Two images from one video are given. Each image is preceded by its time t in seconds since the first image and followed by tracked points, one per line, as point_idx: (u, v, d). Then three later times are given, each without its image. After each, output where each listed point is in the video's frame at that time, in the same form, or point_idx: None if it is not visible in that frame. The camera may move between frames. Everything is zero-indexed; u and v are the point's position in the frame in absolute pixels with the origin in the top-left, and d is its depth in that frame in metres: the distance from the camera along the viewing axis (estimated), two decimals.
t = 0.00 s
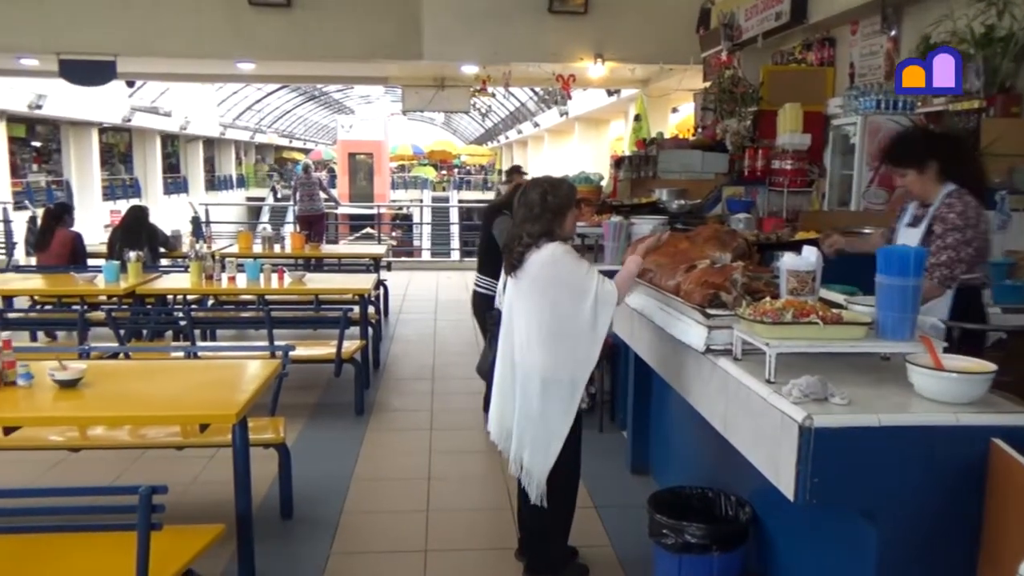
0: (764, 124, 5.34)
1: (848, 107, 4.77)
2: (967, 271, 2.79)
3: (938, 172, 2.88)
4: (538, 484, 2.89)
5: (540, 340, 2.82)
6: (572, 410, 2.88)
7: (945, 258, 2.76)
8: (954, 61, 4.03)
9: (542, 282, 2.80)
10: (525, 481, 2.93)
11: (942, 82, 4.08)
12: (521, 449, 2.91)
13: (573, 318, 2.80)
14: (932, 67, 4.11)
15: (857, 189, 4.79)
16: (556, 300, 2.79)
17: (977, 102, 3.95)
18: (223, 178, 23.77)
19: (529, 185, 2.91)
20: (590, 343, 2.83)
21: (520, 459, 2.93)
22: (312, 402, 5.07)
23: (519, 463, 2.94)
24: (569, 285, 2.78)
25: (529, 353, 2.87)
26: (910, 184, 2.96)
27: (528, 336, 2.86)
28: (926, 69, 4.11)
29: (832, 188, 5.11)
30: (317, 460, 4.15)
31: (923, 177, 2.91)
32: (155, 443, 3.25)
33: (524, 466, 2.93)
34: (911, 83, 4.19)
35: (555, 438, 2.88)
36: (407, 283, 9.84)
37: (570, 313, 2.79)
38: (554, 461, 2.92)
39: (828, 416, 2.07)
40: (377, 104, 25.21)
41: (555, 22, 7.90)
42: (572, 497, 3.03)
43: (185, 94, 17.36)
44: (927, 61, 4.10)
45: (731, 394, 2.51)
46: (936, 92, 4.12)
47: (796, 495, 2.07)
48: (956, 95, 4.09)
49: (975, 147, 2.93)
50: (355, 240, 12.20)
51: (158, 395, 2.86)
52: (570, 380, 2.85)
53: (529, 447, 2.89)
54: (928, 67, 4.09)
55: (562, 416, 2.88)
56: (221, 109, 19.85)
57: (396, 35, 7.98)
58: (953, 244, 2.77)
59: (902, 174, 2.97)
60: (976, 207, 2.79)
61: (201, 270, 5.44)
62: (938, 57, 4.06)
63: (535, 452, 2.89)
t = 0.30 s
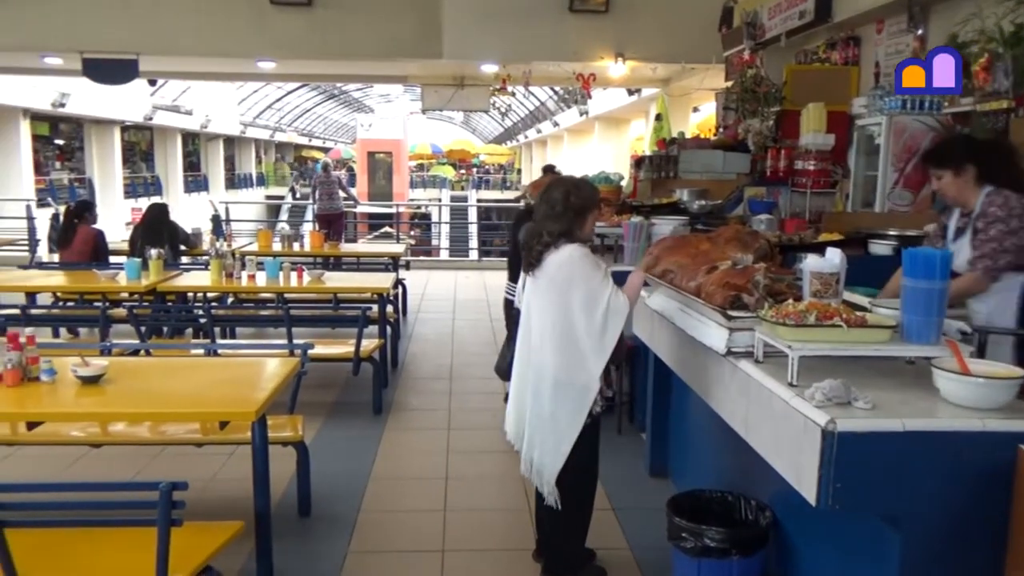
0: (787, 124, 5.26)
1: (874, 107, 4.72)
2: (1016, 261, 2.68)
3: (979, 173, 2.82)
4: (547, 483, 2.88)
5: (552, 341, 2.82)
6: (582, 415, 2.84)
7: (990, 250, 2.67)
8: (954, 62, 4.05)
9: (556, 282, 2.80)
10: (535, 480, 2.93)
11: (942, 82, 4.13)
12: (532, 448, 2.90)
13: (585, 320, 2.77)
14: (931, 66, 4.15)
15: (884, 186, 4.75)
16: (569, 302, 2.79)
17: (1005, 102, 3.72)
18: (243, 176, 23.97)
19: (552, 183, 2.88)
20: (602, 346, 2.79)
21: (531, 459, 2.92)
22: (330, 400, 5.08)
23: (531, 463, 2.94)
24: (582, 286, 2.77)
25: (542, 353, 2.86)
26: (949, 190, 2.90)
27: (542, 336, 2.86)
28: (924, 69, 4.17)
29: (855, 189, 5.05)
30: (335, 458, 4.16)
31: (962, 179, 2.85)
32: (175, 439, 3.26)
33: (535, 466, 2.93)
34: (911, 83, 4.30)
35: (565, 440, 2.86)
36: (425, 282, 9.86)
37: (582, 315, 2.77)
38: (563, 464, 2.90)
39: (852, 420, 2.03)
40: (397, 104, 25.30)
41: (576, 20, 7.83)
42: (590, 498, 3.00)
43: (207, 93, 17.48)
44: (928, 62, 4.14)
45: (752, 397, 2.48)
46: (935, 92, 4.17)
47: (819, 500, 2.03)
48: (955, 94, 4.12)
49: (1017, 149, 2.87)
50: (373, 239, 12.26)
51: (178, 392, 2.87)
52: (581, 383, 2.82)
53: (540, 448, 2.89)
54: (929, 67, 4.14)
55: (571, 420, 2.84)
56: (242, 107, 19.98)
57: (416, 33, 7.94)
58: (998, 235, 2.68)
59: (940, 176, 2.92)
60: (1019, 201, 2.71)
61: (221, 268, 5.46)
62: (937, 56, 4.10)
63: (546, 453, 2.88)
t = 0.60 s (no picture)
0: (812, 122, 5.12)
1: (900, 106, 4.63)
2: None
3: (1021, 173, 2.76)
4: (557, 483, 2.89)
5: (564, 340, 2.82)
6: (590, 418, 2.81)
7: None
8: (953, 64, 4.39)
9: (571, 282, 2.80)
10: (546, 480, 2.95)
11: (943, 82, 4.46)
12: (542, 448, 2.92)
13: (594, 323, 2.75)
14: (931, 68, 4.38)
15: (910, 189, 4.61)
16: (581, 303, 2.78)
17: None
18: (263, 175, 24.14)
19: (581, 182, 2.86)
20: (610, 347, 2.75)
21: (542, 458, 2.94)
22: (349, 399, 5.09)
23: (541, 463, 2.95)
24: (594, 288, 2.75)
25: (555, 353, 2.87)
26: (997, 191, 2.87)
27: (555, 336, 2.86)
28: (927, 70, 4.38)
29: (881, 189, 5.01)
30: (355, 456, 4.16)
31: (1007, 180, 2.81)
32: (196, 436, 3.27)
33: (546, 465, 2.93)
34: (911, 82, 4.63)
35: (573, 442, 2.85)
36: (443, 281, 9.87)
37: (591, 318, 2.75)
38: (572, 466, 2.89)
39: (877, 423, 1.99)
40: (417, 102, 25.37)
41: (598, 18, 7.74)
42: (609, 500, 2.98)
43: (229, 91, 17.60)
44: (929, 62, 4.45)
45: (775, 400, 2.45)
46: (937, 91, 4.41)
47: (843, 504, 1.99)
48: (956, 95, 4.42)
49: None
50: (392, 237, 12.31)
51: (198, 389, 2.88)
52: (589, 386, 2.80)
53: (549, 447, 2.90)
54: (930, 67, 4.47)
55: (577, 423, 2.83)
56: (263, 106, 20.09)
57: (437, 33, 7.84)
58: None
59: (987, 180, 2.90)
60: None
61: (242, 266, 5.48)
62: (936, 57, 4.34)
63: (555, 454, 2.89)
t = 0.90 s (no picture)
0: (837, 121, 5.02)
1: (926, 104, 4.56)
2: None
3: None
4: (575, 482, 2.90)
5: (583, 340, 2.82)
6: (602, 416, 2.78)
7: None
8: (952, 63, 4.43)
9: (592, 281, 2.80)
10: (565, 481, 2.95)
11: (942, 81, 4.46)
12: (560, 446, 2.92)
13: (605, 324, 2.71)
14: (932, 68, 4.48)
15: (935, 188, 4.56)
16: (598, 303, 2.77)
17: None
18: (283, 173, 24.31)
19: (606, 181, 2.83)
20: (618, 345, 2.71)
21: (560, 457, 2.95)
22: (369, 398, 5.10)
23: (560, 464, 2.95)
24: (609, 288, 2.73)
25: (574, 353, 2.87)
26: None
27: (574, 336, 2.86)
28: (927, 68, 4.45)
29: (906, 188, 4.94)
30: (375, 455, 4.16)
31: None
32: (217, 434, 3.28)
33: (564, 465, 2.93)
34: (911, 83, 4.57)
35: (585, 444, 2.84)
36: (463, 280, 9.90)
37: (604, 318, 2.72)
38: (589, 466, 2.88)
39: (904, 425, 1.95)
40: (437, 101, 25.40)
41: (617, 16, 7.49)
42: (631, 501, 2.95)
43: (250, 91, 17.69)
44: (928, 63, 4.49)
45: (798, 401, 2.42)
46: (936, 92, 4.44)
47: (868, 507, 1.96)
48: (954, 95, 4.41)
49: None
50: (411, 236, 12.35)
51: (219, 387, 2.89)
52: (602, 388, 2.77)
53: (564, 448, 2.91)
54: (929, 67, 4.49)
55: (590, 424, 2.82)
56: (283, 106, 20.19)
57: (455, 32, 7.61)
58: None
59: None
60: None
61: (263, 265, 5.50)
62: (937, 58, 4.46)
63: (571, 454, 2.89)
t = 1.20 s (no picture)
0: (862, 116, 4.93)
1: (954, 100, 4.48)
2: None
3: None
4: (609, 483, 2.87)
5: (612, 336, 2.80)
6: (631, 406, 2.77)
7: None
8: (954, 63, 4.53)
9: (620, 278, 2.79)
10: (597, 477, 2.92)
11: (941, 82, 4.56)
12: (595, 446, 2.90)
13: (634, 313, 2.72)
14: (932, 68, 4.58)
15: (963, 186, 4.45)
16: (627, 298, 2.76)
17: None
18: (305, 173, 24.50)
19: (631, 180, 2.82)
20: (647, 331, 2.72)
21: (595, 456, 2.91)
22: (391, 397, 5.12)
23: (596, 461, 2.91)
24: (637, 282, 2.72)
25: (603, 349, 2.86)
26: None
27: (602, 332, 2.86)
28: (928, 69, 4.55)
29: (933, 185, 4.77)
30: (397, 454, 4.18)
31: None
32: (242, 432, 3.31)
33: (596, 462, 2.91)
34: (912, 83, 4.65)
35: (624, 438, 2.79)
36: (484, 279, 9.92)
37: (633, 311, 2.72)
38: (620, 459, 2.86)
39: (932, 425, 1.92)
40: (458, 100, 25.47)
41: (639, 14, 7.43)
42: (654, 500, 2.94)
43: (272, 92, 17.80)
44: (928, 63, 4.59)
45: (825, 402, 2.39)
46: (937, 92, 4.57)
47: (896, 508, 1.94)
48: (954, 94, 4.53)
49: None
50: (432, 235, 12.40)
51: (244, 386, 2.92)
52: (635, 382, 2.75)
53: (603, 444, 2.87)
54: (930, 66, 4.59)
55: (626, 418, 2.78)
56: (305, 106, 20.32)
57: (477, 30, 7.57)
58: None
59: None
60: None
61: (287, 264, 5.53)
62: (937, 58, 4.57)
63: (605, 451, 2.86)
